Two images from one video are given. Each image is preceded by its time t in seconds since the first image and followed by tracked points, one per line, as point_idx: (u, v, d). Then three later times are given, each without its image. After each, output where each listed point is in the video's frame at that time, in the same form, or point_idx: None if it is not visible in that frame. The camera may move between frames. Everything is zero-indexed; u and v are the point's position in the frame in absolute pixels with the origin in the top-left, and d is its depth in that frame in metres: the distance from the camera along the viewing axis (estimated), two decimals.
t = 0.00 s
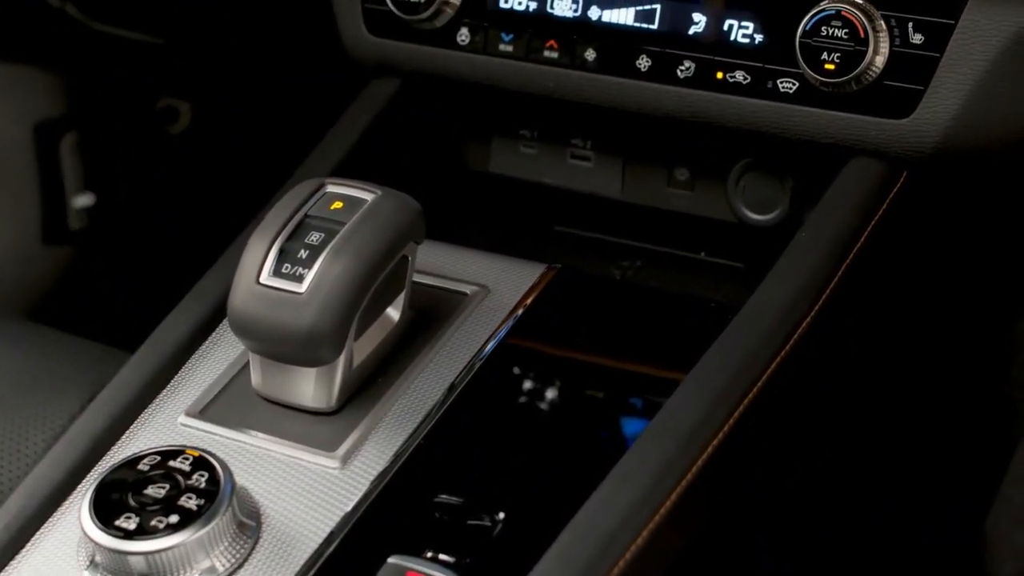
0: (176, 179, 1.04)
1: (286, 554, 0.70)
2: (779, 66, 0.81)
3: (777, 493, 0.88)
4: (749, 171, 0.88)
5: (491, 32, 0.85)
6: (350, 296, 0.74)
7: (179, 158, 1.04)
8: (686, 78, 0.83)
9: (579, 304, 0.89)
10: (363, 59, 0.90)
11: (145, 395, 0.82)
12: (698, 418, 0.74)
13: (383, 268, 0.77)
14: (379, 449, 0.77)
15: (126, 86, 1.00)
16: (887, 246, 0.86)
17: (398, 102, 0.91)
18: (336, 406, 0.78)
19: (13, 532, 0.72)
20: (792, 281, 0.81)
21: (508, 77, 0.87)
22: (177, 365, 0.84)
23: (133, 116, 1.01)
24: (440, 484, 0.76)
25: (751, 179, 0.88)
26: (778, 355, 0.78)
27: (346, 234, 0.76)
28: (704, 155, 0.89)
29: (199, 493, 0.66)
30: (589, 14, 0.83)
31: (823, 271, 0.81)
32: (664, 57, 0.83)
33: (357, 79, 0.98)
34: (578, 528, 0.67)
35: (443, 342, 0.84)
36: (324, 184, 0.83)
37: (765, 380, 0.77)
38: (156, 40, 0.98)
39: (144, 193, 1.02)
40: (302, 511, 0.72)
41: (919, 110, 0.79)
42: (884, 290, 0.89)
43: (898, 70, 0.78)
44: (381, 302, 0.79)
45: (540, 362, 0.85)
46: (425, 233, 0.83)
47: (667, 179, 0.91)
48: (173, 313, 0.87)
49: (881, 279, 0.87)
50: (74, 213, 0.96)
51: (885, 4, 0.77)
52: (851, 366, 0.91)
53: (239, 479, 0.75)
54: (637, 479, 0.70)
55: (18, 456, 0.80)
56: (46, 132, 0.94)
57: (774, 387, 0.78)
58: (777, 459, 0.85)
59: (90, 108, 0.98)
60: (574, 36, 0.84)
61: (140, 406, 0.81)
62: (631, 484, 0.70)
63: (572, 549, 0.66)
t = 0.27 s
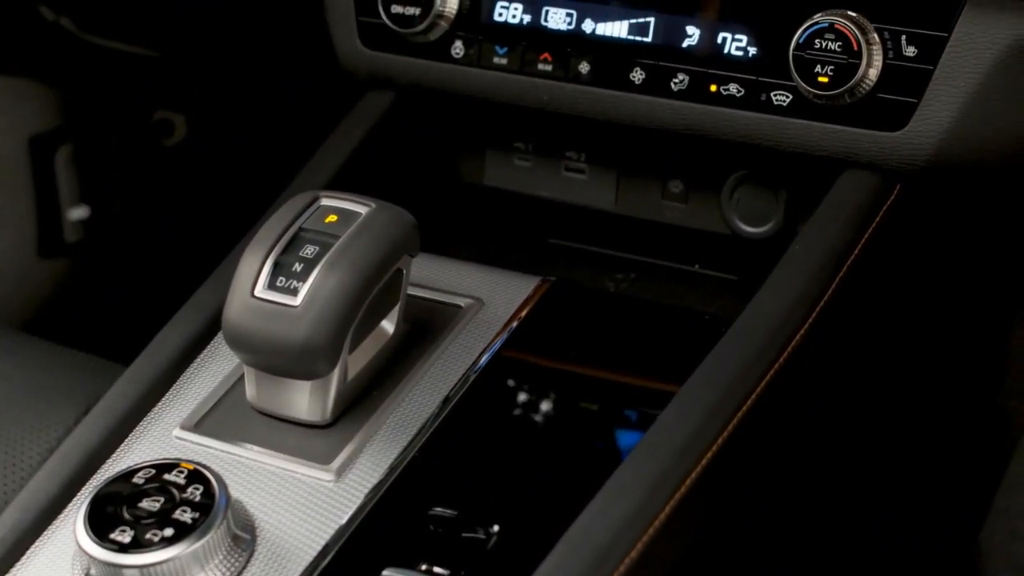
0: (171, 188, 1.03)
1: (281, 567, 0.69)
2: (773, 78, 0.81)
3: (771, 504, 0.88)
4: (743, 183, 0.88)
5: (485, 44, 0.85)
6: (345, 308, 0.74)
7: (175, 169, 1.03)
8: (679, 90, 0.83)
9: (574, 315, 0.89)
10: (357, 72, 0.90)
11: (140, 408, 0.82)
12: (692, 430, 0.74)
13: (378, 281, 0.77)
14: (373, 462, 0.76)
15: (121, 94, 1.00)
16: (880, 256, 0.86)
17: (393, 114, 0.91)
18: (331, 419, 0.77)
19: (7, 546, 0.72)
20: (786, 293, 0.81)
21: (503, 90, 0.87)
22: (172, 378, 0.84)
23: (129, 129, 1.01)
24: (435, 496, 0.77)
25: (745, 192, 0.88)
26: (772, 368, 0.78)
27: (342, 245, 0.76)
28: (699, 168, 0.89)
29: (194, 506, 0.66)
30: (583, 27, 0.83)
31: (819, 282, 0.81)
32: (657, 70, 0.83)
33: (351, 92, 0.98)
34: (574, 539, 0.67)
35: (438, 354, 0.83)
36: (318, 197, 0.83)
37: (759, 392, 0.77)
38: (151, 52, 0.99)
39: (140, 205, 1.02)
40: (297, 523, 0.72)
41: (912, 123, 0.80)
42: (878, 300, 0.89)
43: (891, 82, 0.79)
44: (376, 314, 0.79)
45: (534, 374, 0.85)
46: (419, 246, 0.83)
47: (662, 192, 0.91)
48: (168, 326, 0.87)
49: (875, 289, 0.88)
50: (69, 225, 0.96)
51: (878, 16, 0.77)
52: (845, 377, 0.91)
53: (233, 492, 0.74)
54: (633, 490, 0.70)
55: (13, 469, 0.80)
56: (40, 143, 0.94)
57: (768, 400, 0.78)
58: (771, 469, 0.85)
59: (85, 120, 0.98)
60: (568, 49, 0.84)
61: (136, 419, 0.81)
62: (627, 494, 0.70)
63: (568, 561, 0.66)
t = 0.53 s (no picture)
0: (168, 199, 1.03)
1: None
2: (765, 93, 0.81)
3: (764, 518, 0.88)
4: (736, 197, 0.88)
5: (478, 60, 0.86)
6: (338, 323, 0.74)
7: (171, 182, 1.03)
8: (672, 106, 0.83)
9: (566, 331, 0.89)
10: (351, 86, 0.90)
11: (134, 424, 0.82)
12: (685, 444, 0.74)
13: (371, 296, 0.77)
14: (366, 478, 0.76)
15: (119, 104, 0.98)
16: (873, 270, 0.87)
17: (386, 130, 0.91)
18: (324, 435, 0.77)
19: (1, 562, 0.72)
20: (778, 308, 0.81)
21: (497, 105, 0.87)
22: (166, 393, 0.85)
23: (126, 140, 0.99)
24: (428, 510, 0.77)
25: (738, 207, 0.88)
26: (764, 382, 0.78)
27: (336, 261, 0.76)
28: (692, 182, 0.89)
29: (187, 521, 0.66)
30: (576, 42, 0.83)
31: (812, 296, 0.81)
32: (650, 85, 0.83)
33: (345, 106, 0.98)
34: (568, 553, 0.67)
35: (431, 370, 0.83)
36: (312, 213, 0.83)
37: (752, 406, 0.77)
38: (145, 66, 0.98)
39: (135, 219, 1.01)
40: (291, 538, 0.72)
41: (903, 138, 0.80)
42: (870, 314, 0.89)
43: (883, 98, 0.79)
44: (369, 330, 0.79)
45: (527, 389, 0.85)
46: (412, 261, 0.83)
47: (655, 207, 0.91)
48: (161, 342, 0.87)
49: (867, 302, 0.88)
50: (64, 240, 0.94)
51: (869, 31, 0.78)
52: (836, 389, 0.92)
53: (227, 508, 0.74)
54: (627, 505, 0.70)
55: (7, 485, 0.80)
56: (37, 158, 0.91)
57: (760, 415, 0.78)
58: (764, 483, 0.85)
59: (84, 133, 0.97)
60: (561, 65, 0.84)
61: (130, 434, 0.81)
62: (620, 508, 0.70)
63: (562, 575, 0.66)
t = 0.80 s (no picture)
0: (164, 211, 1.03)
1: None
2: (758, 107, 0.82)
3: (758, 532, 0.88)
4: (730, 210, 0.88)
5: (472, 73, 0.86)
6: (332, 337, 0.74)
7: (164, 196, 1.02)
8: (666, 119, 0.84)
9: (561, 345, 0.89)
10: (345, 100, 0.90)
11: (129, 437, 0.82)
12: (678, 457, 0.74)
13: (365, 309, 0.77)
14: (360, 491, 0.76)
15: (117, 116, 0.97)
16: (867, 283, 0.87)
17: (381, 143, 0.91)
18: (319, 448, 0.77)
19: None
20: (772, 321, 0.81)
21: (491, 119, 0.87)
22: (161, 407, 0.85)
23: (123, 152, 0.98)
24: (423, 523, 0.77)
25: (732, 220, 0.88)
26: (758, 395, 0.78)
27: (330, 275, 0.76)
28: (686, 195, 0.89)
29: (182, 535, 0.66)
30: (569, 56, 0.83)
31: (805, 309, 0.82)
32: (643, 99, 0.84)
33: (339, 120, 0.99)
34: (564, 564, 0.67)
35: (425, 383, 0.83)
36: (305, 227, 0.83)
37: (746, 419, 0.78)
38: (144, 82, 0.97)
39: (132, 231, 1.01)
40: (285, 551, 0.72)
41: (896, 151, 0.80)
42: (864, 327, 0.90)
43: (875, 111, 0.80)
44: (363, 343, 0.79)
45: (522, 402, 0.85)
46: (406, 275, 0.83)
47: (648, 221, 0.91)
48: (155, 356, 0.87)
49: (861, 315, 0.88)
50: (59, 254, 0.93)
51: (862, 45, 0.78)
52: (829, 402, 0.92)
53: (222, 521, 0.74)
54: (622, 516, 0.70)
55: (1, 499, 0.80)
56: (29, 176, 0.89)
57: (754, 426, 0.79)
58: (758, 496, 0.85)
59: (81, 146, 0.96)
60: (555, 79, 0.85)
61: (124, 448, 0.81)
62: (616, 519, 0.70)
63: None
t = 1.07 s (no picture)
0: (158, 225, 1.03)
1: None
2: (751, 121, 0.82)
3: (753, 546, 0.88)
4: (723, 224, 0.88)
5: (465, 87, 0.86)
6: (326, 351, 0.74)
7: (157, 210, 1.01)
8: (659, 133, 0.84)
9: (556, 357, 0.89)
10: (338, 114, 0.91)
11: (123, 451, 0.82)
12: (672, 472, 0.74)
13: (359, 323, 0.77)
14: (354, 505, 0.76)
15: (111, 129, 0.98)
16: (860, 297, 0.87)
17: (375, 158, 0.92)
18: (312, 462, 0.77)
19: None
20: (765, 334, 0.81)
21: (484, 134, 0.87)
22: (156, 421, 0.85)
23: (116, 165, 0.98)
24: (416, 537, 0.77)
25: (725, 233, 0.88)
26: (751, 409, 0.78)
27: (324, 289, 0.76)
28: (679, 208, 0.89)
29: (176, 549, 0.66)
30: (562, 70, 0.84)
31: (799, 321, 0.82)
32: (637, 113, 0.84)
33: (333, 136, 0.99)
34: None
35: (419, 397, 0.83)
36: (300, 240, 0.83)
37: (739, 433, 0.78)
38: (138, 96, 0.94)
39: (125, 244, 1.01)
40: (279, 565, 0.72)
41: (888, 165, 0.81)
42: (857, 341, 0.90)
43: (868, 125, 0.80)
44: (357, 357, 0.79)
45: (517, 415, 0.85)
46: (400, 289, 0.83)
47: (641, 234, 0.91)
48: (149, 371, 0.87)
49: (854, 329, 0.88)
50: (53, 267, 0.94)
51: (855, 60, 0.79)
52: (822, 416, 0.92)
53: (216, 535, 0.74)
54: (615, 529, 0.70)
55: None
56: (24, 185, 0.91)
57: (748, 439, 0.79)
58: (752, 511, 0.85)
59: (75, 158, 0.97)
60: (548, 93, 0.85)
61: (119, 462, 0.81)
62: (609, 532, 0.70)
63: None
